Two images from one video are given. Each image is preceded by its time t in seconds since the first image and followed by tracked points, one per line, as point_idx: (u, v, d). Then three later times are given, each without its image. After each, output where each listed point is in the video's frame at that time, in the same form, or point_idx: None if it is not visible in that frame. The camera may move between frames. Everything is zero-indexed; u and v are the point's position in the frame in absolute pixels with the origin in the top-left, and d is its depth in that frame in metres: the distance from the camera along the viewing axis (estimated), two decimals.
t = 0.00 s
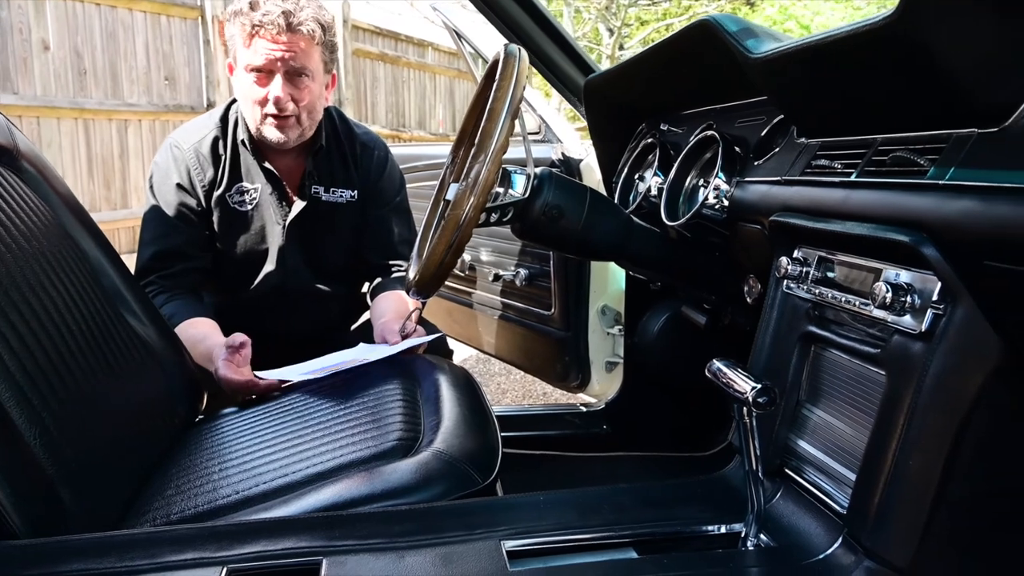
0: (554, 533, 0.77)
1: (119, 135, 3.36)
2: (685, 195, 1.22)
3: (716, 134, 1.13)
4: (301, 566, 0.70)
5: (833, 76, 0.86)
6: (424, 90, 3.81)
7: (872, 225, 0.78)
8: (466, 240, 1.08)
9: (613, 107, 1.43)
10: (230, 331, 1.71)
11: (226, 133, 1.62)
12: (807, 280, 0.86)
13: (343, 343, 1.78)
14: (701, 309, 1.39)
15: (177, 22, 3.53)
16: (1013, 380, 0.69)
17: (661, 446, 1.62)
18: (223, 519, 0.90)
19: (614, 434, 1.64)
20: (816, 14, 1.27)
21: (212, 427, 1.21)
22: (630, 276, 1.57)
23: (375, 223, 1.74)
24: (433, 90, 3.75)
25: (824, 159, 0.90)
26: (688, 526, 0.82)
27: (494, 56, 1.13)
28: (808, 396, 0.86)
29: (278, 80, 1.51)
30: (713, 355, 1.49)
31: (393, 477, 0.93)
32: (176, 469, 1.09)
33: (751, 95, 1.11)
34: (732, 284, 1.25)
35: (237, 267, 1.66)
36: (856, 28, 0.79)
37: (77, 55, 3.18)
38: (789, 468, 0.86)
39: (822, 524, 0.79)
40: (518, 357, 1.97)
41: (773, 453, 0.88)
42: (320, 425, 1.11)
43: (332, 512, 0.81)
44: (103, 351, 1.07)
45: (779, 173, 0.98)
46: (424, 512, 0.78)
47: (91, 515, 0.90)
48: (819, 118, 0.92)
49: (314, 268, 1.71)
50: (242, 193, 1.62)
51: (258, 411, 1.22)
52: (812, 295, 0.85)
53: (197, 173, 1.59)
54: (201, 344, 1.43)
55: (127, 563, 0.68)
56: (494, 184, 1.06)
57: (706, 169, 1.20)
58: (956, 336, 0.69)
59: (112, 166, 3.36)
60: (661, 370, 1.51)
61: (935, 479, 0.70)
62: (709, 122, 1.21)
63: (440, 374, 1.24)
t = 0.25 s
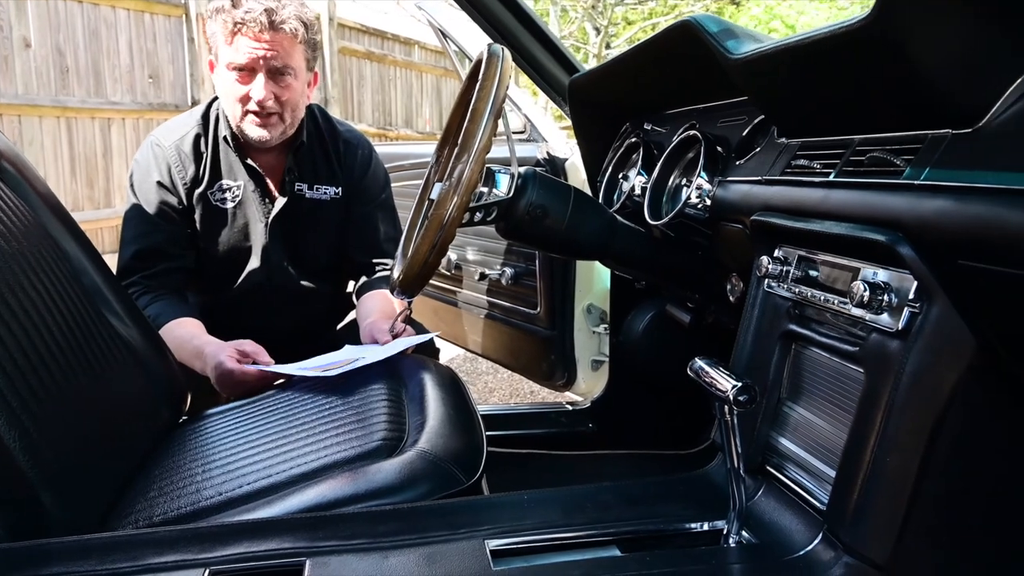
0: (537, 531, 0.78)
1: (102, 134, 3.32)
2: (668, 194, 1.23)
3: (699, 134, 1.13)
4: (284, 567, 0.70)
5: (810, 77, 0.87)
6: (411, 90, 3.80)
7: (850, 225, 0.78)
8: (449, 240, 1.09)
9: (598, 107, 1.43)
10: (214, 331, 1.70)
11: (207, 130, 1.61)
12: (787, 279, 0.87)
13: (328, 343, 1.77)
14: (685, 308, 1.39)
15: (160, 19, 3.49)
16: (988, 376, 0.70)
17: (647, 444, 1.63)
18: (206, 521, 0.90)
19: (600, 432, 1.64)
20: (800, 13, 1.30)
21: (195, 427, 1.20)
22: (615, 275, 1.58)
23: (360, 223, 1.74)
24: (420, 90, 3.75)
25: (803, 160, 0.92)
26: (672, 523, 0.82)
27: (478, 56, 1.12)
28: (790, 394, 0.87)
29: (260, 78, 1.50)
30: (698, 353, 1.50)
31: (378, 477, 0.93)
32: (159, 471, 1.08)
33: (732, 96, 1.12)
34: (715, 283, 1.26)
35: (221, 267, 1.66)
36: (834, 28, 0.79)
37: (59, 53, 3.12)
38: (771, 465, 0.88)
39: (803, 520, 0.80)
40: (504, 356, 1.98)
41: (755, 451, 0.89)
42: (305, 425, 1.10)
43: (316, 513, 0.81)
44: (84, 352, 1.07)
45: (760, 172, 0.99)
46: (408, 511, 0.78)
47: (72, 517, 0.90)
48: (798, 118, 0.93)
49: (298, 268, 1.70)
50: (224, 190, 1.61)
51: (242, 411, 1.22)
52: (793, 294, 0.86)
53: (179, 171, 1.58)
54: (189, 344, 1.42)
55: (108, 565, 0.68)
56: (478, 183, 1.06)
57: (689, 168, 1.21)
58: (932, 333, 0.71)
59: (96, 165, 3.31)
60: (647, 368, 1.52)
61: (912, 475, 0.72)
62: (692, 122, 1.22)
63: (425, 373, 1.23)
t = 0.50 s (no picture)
0: (524, 531, 0.78)
1: (88, 134, 3.29)
2: (655, 195, 1.23)
3: (686, 134, 1.14)
4: (271, 569, 0.70)
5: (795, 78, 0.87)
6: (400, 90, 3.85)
7: (834, 225, 0.79)
8: (437, 240, 1.09)
9: (585, 107, 1.43)
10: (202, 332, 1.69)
11: (194, 130, 1.60)
12: (773, 279, 0.88)
13: (317, 344, 1.77)
14: (674, 308, 1.40)
15: (147, 19, 3.46)
16: (971, 375, 0.71)
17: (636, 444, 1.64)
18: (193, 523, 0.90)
19: (589, 432, 1.65)
20: (788, 14, 1.33)
21: (182, 429, 1.20)
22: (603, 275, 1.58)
23: (348, 224, 1.74)
24: (409, 91, 3.86)
25: (787, 161, 0.93)
26: (659, 522, 0.83)
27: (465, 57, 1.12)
28: (776, 393, 0.88)
29: (258, 90, 1.49)
30: (686, 352, 1.50)
31: (366, 479, 0.93)
32: (145, 473, 1.08)
33: (720, 97, 1.12)
34: (703, 283, 1.26)
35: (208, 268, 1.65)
36: (817, 31, 0.80)
37: (44, 52, 3.09)
38: (757, 464, 0.88)
39: (789, 518, 0.81)
40: (493, 356, 1.98)
41: (741, 450, 0.90)
42: (293, 426, 1.10)
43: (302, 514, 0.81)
44: (70, 354, 1.06)
45: (746, 173, 1.00)
46: (396, 512, 0.78)
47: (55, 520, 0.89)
48: (783, 119, 0.93)
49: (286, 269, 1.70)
50: (211, 192, 1.60)
51: (229, 412, 1.21)
52: (779, 293, 0.87)
53: (165, 172, 1.57)
54: (179, 346, 1.41)
55: (92, 568, 0.67)
56: (465, 183, 1.06)
57: (677, 168, 1.22)
58: (913, 332, 0.72)
59: (82, 165, 3.29)
60: (635, 368, 1.53)
61: (894, 472, 0.72)
62: (679, 122, 1.22)
63: (413, 373, 1.23)
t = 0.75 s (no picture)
0: (515, 531, 0.78)
1: (78, 134, 3.27)
2: (646, 194, 1.24)
3: (676, 134, 1.14)
4: (261, 570, 0.69)
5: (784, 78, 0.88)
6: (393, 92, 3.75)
7: (823, 225, 0.79)
8: (427, 240, 1.09)
9: (577, 106, 1.43)
10: (192, 333, 1.68)
11: (185, 131, 1.60)
12: (763, 278, 0.88)
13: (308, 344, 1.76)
14: (665, 308, 1.40)
15: (138, 18, 3.40)
16: (960, 373, 0.71)
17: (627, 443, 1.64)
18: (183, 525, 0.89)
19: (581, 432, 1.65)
20: (779, 16, 1.34)
21: (171, 431, 1.19)
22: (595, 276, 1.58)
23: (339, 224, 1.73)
24: (402, 91, 3.69)
25: (777, 161, 0.93)
26: (651, 522, 0.83)
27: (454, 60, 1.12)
28: (766, 392, 0.88)
29: (258, 93, 1.49)
30: (677, 352, 1.51)
31: (357, 479, 0.93)
32: (134, 475, 1.07)
33: (710, 97, 1.12)
34: (694, 283, 1.26)
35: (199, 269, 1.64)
36: (806, 31, 0.80)
37: (33, 51, 3.07)
38: (748, 463, 0.89)
39: (780, 517, 0.81)
40: (485, 356, 1.98)
41: (732, 449, 0.90)
42: (283, 427, 1.10)
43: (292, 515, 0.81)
44: (59, 355, 1.05)
45: (736, 173, 1.00)
46: (387, 513, 0.78)
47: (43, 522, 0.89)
48: (773, 119, 0.94)
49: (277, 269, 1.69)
50: (203, 193, 1.60)
51: (219, 413, 1.21)
52: (769, 293, 0.87)
53: (156, 172, 1.56)
54: (167, 350, 1.40)
55: (81, 570, 0.67)
56: (455, 183, 1.06)
57: (667, 169, 1.21)
58: (901, 331, 0.72)
59: (72, 165, 3.26)
60: (627, 368, 1.53)
61: (884, 471, 0.73)
62: (670, 123, 1.22)
63: (404, 373, 1.23)
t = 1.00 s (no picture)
0: (508, 531, 0.78)
1: (72, 134, 3.25)
2: (639, 194, 1.24)
3: (669, 135, 1.14)
4: (253, 571, 0.69)
5: (773, 78, 0.88)
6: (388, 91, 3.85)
7: (814, 224, 0.80)
8: (421, 241, 1.09)
9: (572, 106, 1.43)
10: (186, 334, 1.68)
11: (181, 132, 1.60)
12: (755, 278, 0.88)
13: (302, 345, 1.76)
14: (659, 307, 1.40)
15: (132, 18, 3.39)
16: (948, 372, 0.72)
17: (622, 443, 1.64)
18: (175, 526, 0.89)
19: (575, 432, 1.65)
20: (775, 16, 1.35)
21: (165, 432, 1.19)
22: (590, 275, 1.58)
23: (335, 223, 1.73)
24: (398, 91, 3.85)
25: (768, 160, 0.93)
26: (644, 521, 0.83)
27: (447, 60, 1.12)
28: (758, 391, 0.89)
29: (254, 92, 1.49)
30: (672, 352, 1.51)
31: (350, 480, 0.93)
32: (127, 476, 1.07)
33: (704, 97, 1.13)
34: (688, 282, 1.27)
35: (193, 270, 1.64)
36: (796, 32, 0.80)
37: (26, 51, 3.06)
38: (740, 462, 0.89)
39: (770, 516, 0.82)
40: (480, 356, 1.98)
41: (724, 448, 0.91)
42: (277, 428, 1.09)
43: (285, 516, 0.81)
44: (50, 357, 1.05)
45: (728, 173, 1.00)
46: (380, 513, 0.78)
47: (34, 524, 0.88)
48: (764, 119, 0.94)
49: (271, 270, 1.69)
50: (199, 194, 1.60)
51: (212, 414, 1.20)
52: (760, 293, 0.87)
53: (152, 173, 1.57)
54: (159, 351, 1.40)
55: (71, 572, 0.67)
56: (448, 183, 1.06)
57: (661, 169, 1.21)
58: (891, 330, 0.72)
59: (65, 165, 3.25)
60: (622, 367, 1.53)
61: (874, 469, 0.73)
62: (664, 123, 1.23)
63: (399, 374, 1.23)
